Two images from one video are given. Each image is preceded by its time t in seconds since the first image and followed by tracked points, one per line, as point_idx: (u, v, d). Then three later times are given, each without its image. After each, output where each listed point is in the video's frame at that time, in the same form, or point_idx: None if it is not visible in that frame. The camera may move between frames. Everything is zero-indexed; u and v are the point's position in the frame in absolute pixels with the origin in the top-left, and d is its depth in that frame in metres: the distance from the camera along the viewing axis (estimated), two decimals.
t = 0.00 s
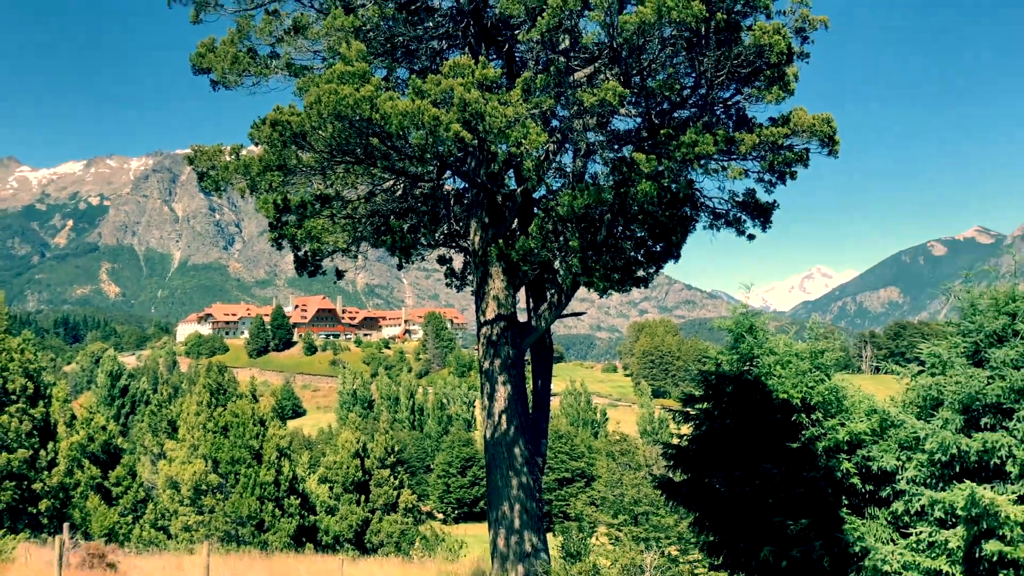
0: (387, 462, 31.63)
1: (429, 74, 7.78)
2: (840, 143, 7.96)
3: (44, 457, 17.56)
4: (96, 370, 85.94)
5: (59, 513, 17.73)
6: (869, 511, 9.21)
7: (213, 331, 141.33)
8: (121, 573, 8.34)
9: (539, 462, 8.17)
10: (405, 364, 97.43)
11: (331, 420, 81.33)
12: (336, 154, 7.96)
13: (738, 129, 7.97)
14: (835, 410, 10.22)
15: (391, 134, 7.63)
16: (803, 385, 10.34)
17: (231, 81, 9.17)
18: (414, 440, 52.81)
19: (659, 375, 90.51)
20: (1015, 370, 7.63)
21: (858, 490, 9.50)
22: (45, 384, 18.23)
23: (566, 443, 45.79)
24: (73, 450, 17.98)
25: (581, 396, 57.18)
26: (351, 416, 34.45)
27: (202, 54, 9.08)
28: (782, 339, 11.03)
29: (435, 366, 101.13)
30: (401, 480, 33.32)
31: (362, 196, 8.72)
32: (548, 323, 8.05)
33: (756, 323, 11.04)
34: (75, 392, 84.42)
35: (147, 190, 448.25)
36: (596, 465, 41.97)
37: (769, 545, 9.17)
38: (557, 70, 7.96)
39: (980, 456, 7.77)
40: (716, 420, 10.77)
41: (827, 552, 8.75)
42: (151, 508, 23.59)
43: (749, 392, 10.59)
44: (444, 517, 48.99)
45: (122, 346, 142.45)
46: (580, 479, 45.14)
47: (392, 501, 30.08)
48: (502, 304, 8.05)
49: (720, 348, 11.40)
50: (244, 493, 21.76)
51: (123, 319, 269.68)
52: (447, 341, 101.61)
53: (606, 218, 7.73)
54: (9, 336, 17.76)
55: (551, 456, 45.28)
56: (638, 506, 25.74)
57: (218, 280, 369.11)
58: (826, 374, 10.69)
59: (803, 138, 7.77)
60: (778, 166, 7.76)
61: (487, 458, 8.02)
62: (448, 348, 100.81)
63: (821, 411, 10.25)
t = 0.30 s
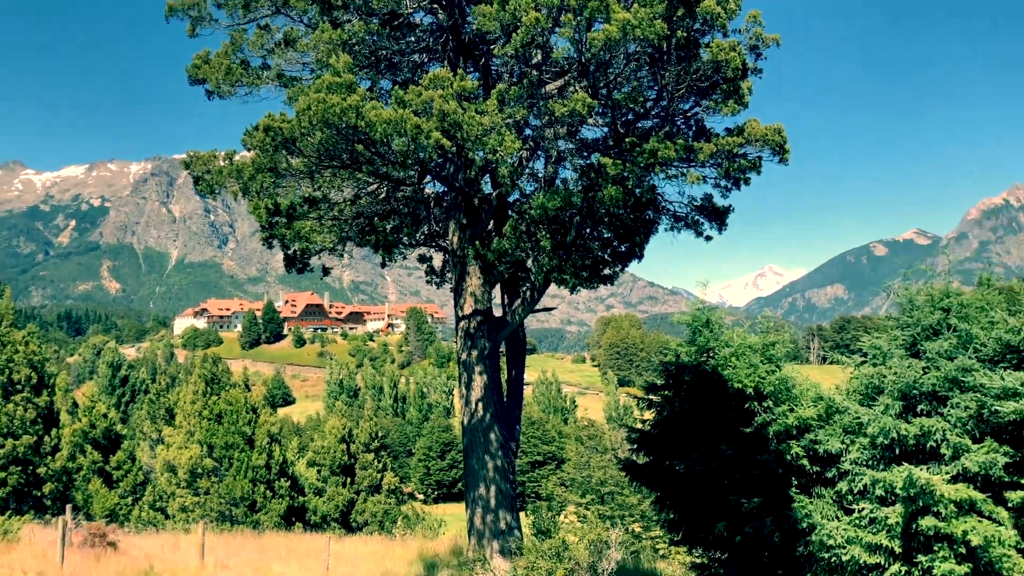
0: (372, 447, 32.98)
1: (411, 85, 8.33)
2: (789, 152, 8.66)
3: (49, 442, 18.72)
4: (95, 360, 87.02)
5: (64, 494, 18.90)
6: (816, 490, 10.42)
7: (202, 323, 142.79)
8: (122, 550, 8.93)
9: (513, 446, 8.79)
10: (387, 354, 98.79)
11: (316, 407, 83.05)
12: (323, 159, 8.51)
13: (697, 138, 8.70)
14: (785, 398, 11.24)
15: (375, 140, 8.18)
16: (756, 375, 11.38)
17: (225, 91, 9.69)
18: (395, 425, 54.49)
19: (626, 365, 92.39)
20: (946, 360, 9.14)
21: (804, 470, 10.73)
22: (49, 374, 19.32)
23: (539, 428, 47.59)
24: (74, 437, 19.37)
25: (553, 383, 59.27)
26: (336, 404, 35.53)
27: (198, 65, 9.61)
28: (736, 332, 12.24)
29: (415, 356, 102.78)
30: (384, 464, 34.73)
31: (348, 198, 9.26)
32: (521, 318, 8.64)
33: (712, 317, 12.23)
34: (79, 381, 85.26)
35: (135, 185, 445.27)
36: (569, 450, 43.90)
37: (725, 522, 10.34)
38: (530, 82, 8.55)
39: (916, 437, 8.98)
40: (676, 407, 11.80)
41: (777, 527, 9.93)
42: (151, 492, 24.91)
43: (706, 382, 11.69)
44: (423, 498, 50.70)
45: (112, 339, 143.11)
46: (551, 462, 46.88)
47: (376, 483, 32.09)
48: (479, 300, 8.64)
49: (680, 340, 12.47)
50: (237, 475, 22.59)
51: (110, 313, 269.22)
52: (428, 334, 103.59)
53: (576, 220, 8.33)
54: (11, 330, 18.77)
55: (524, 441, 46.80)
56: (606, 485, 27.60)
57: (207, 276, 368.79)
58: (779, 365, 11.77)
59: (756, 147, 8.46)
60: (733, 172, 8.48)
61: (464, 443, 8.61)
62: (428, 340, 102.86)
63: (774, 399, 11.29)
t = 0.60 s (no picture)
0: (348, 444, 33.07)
1: (386, 81, 8.27)
2: (764, 151, 8.70)
3: (20, 442, 19.00)
4: (68, 359, 85.76)
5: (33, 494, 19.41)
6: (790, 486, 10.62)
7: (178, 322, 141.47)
8: (93, 551, 8.81)
9: (490, 443, 8.79)
10: (365, 352, 98.55)
11: (294, 405, 82.61)
12: (299, 155, 8.47)
13: (673, 136, 8.75)
14: (759, 394, 11.35)
15: (351, 137, 8.14)
16: (730, 371, 11.50)
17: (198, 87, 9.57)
18: (372, 423, 54.41)
19: (599, 361, 93.03)
20: (918, 357, 9.65)
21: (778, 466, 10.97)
22: (19, 373, 19.36)
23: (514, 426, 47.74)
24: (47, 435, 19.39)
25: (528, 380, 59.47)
26: (313, 402, 35.47)
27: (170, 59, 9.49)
28: (711, 329, 12.32)
29: (392, 354, 102.50)
30: (360, 462, 34.74)
31: (323, 195, 9.22)
32: (498, 314, 8.68)
33: (686, 315, 12.27)
34: (48, 380, 83.93)
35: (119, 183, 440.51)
36: (543, 446, 44.25)
37: (699, 518, 10.44)
38: (506, 79, 8.52)
39: (889, 433, 9.38)
40: (651, 403, 11.75)
41: (751, 523, 10.09)
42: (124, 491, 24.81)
43: (683, 378, 11.65)
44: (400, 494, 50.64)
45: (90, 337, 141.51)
46: (527, 459, 46.91)
47: (351, 481, 32.22)
48: (456, 297, 8.62)
49: (655, 338, 12.55)
50: (213, 474, 22.66)
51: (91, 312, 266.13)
52: (405, 332, 103.44)
53: (552, 217, 8.36)
54: None
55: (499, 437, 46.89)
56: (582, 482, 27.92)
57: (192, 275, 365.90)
58: (753, 361, 11.85)
59: (731, 145, 8.49)
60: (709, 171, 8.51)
61: (440, 441, 8.58)
62: (405, 338, 102.92)
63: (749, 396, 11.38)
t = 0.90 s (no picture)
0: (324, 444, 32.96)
1: (364, 80, 8.24)
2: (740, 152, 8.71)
3: None
4: (40, 358, 84.51)
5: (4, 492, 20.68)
6: (765, 485, 10.96)
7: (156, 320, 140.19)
8: (64, 551, 8.74)
9: (467, 443, 8.80)
10: (342, 352, 98.51)
11: (270, 405, 82.27)
12: (275, 153, 8.41)
13: (650, 137, 8.79)
14: (733, 394, 11.72)
15: (328, 135, 8.10)
16: (706, 371, 11.82)
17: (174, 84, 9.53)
18: (348, 423, 54.39)
19: (577, 361, 93.59)
20: (892, 357, 9.86)
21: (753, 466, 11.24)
22: None
23: (492, 426, 47.88)
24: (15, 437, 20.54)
25: (505, 379, 59.82)
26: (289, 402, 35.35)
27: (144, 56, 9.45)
28: (687, 329, 12.57)
29: (370, 353, 102.40)
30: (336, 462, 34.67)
31: (300, 193, 9.20)
32: (475, 314, 8.70)
33: (663, 315, 12.55)
34: (19, 379, 82.65)
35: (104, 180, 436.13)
36: (520, 446, 44.54)
37: (675, 518, 10.75)
38: (485, 79, 8.53)
39: (862, 432, 9.58)
40: (628, 403, 12.04)
41: (726, 522, 10.45)
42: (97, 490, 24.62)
43: (659, 378, 11.90)
44: (377, 494, 50.63)
45: (68, 335, 139.70)
46: (504, 458, 46.84)
47: (327, 481, 32.10)
48: (433, 296, 8.62)
49: (632, 338, 12.85)
50: (188, 474, 22.54)
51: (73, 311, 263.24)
52: (382, 331, 103.63)
53: (530, 217, 8.37)
54: None
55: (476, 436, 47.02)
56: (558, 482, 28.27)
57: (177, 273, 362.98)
58: (728, 360, 12.27)
59: (708, 147, 8.50)
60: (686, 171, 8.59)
61: (417, 441, 8.55)
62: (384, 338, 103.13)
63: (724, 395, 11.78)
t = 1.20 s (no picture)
0: (300, 445, 32.82)
1: (343, 79, 8.21)
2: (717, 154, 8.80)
3: None
4: (13, 358, 83.46)
5: None
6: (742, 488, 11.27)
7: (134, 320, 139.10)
8: (35, 553, 8.63)
9: (444, 445, 8.81)
10: (318, 353, 98.52)
11: (247, 406, 81.94)
12: (252, 152, 8.36)
13: (629, 140, 8.84)
14: (709, 396, 11.93)
15: (307, 134, 8.06)
16: (684, 373, 11.98)
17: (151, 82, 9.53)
18: (324, 424, 54.30)
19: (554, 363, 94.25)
20: (867, 361, 10.39)
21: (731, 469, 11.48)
22: None
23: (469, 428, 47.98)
24: None
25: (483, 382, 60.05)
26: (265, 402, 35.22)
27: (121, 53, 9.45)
28: (664, 332, 12.63)
29: (347, 354, 102.17)
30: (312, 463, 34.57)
31: (277, 192, 9.12)
32: (454, 315, 8.70)
33: (641, 317, 12.64)
34: None
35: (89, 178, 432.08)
36: (497, 448, 44.77)
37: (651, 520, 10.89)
38: (465, 79, 8.51)
39: (836, 435, 9.97)
40: (606, 405, 12.24)
41: (701, 524, 10.63)
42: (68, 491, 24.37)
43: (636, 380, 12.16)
44: (353, 496, 50.73)
45: (44, 334, 138.04)
46: (482, 460, 46.76)
47: (303, 483, 31.98)
48: (411, 297, 8.59)
49: (610, 339, 12.93)
50: (161, 475, 22.96)
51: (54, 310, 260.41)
52: (359, 332, 103.78)
53: (510, 218, 8.37)
54: None
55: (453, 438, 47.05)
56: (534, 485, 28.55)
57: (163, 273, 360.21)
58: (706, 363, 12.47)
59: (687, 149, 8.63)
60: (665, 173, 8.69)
61: (394, 442, 8.54)
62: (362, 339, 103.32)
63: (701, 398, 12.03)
